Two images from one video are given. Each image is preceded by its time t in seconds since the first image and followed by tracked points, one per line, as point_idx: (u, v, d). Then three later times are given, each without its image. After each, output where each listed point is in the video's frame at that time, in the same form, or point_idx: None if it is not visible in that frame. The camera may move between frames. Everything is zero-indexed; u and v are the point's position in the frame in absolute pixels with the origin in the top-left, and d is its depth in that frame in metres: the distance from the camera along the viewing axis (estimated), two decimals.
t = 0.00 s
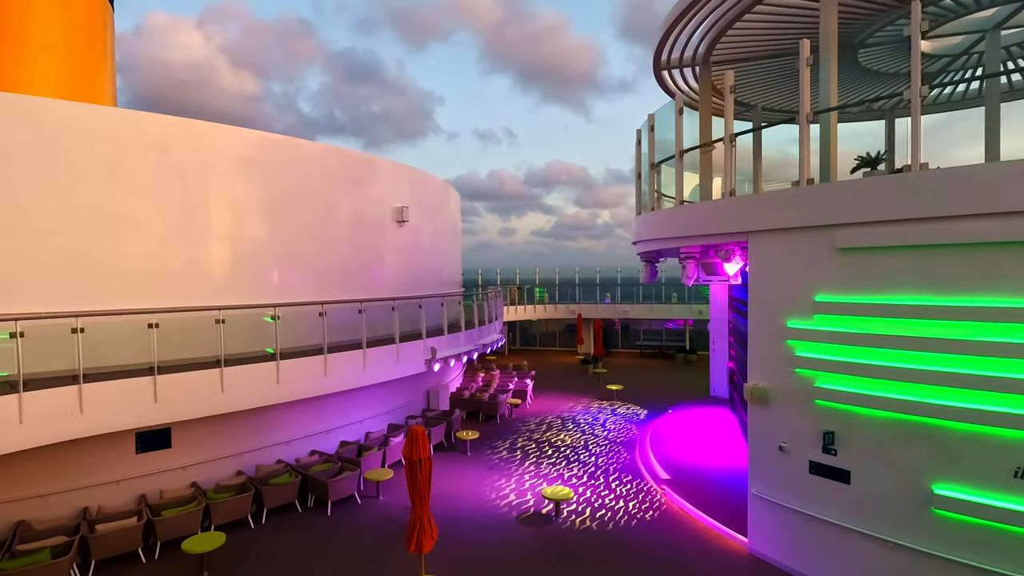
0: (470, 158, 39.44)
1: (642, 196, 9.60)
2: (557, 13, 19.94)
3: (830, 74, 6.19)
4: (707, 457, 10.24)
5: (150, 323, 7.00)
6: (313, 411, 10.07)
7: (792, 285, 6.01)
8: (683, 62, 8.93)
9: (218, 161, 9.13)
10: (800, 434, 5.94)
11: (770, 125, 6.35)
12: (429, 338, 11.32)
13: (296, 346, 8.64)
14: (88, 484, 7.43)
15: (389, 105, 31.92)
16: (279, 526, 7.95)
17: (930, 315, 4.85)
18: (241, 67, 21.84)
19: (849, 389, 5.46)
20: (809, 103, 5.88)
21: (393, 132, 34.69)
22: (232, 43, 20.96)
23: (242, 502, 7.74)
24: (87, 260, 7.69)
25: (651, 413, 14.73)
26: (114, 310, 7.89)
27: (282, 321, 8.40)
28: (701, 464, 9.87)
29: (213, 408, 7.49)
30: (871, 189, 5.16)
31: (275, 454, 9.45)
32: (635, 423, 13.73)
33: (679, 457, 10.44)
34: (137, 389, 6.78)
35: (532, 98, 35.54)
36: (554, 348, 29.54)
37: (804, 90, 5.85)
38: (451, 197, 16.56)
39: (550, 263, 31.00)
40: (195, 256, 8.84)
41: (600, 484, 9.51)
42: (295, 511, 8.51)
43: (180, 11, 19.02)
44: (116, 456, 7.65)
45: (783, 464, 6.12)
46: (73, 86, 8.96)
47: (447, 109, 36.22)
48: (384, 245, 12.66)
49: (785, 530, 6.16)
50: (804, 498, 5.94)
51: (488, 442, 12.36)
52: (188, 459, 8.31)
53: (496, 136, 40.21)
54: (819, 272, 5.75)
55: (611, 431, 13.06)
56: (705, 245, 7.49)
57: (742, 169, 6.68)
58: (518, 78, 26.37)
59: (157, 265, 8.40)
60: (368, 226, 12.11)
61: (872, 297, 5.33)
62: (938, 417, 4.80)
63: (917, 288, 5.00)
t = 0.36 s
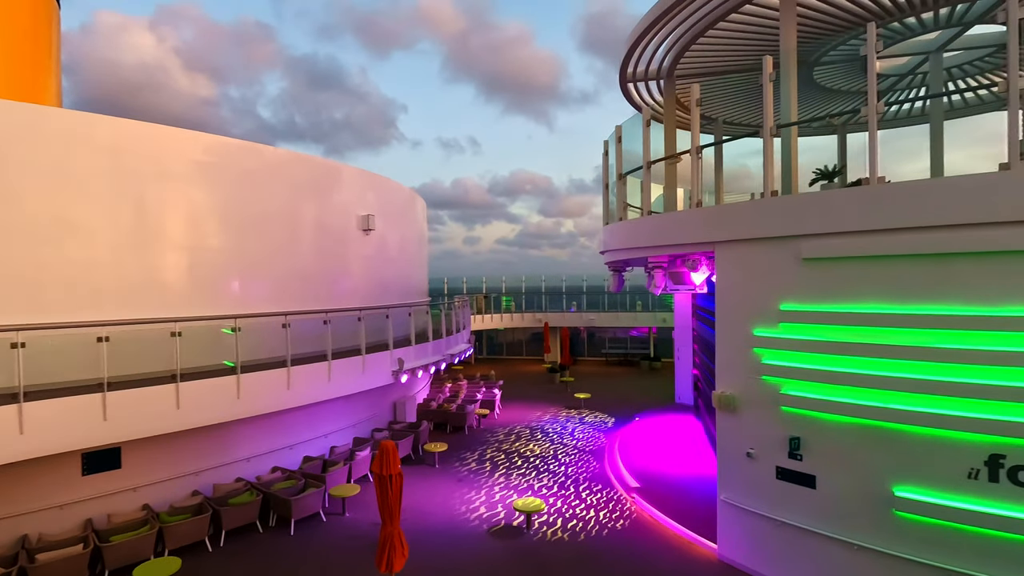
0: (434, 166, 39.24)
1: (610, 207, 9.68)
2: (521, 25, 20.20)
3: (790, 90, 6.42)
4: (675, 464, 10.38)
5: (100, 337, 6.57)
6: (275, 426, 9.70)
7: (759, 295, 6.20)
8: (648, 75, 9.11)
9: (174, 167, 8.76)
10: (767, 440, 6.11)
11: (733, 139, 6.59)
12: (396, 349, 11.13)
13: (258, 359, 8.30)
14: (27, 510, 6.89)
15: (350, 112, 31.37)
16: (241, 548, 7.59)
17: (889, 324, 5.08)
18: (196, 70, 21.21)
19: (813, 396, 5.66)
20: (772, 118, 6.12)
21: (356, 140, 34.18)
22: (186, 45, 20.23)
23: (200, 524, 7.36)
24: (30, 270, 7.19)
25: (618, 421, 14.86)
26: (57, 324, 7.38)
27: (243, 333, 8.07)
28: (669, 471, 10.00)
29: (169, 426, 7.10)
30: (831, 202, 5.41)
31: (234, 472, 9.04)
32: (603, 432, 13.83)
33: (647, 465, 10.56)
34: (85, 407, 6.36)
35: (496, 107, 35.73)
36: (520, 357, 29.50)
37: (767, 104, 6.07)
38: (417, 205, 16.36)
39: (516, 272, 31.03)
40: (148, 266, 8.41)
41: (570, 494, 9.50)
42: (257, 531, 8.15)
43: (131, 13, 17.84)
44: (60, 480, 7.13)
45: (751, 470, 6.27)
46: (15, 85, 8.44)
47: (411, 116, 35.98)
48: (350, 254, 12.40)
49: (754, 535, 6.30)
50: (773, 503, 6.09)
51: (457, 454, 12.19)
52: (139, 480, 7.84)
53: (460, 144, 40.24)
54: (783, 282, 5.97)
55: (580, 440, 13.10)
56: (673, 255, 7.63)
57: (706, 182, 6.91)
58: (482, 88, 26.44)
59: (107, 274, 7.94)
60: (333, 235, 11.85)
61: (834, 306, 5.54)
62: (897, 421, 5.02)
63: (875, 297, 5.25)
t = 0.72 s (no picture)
0: (392, 175, 38.77)
1: (572, 218, 9.74)
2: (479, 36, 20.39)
3: (743, 106, 6.66)
4: (635, 470, 10.53)
5: (34, 353, 6.07)
6: (227, 443, 9.27)
7: (717, 305, 6.43)
8: (608, 89, 9.27)
9: (119, 172, 8.31)
10: (727, 447, 6.31)
11: (692, 152, 6.97)
12: (356, 361, 10.89)
13: (208, 373, 7.89)
14: None
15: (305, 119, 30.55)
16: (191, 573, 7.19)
17: (838, 333, 5.39)
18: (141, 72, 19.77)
19: (769, 402, 5.90)
20: (729, 133, 6.44)
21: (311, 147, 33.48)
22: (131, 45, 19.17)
23: (146, 549, 6.92)
24: None
25: (579, 430, 14.98)
26: None
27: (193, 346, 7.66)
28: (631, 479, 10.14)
29: (110, 446, 6.65)
30: (784, 216, 5.71)
31: (182, 493, 8.56)
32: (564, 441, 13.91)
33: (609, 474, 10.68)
34: (17, 428, 5.87)
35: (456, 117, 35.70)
36: (481, 367, 29.32)
37: (723, 123, 6.33)
38: (376, 214, 16.07)
39: (477, 281, 30.91)
40: (88, 276, 7.89)
41: (534, 505, 9.49)
42: (207, 555, 7.74)
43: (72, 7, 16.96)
44: None
45: (712, 476, 6.46)
46: None
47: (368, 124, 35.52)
48: (307, 263, 12.06)
49: (714, 541, 6.47)
50: (732, 509, 6.30)
51: (418, 467, 11.97)
52: (76, 505, 7.28)
53: (418, 153, 40.03)
54: (740, 293, 6.21)
55: (542, 450, 13.12)
56: (635, 265, 7.74)
57: (665, 196, 7.18)
58: (441, 98, 26.38)
59: (43, 284, 7.39)
60: (290, 243, 11.51)
61: (787, 316, 5.82)
62: (847, 426, 5.32)
63: (825, 306, 5.56)
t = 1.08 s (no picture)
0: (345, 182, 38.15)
1: (528, 228, 9.83)
2: (434, 46, 20.47)
3: (694, 125, 6.97)
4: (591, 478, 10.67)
5: None
6: (168, 462, 8.76)
7: (671, 315, 6.66)
8: (564, 103, 9.41)
9: (50, 174, 7.77)
10: (681, 454, 6.52)
11: (642, 169, 7.15)
12: (308, 374, 10.58)
13: (147, 388, 7.44)
14: None
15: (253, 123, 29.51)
16: None
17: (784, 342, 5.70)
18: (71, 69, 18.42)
19: (721, 410, 6.16)
20: (681, 150, 6.72)
21: (260, 151, 33.18)
22: (63, 41, 17.63)
23: None
24: None
25: (536, 440, 15.03)
26: None
27: (133, 360, 7.26)
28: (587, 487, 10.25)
29: (37, 469, 6.13)
30: (735, 230, 6.03)
31: (117, 517, 8.00)
32: (522, 451, 13.91)
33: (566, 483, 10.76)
34: None
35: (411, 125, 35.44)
36: (437, 378, 28.95)
37: (676, 140, 6.58)
38: (330, 222, 15.73)
39: (433, 291, 30.61)
40: (13, 285, 7.30)
41: (491, 517, 9.44)
42: None
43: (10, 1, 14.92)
44: None
45: (667, 484, 6.65)
46: None
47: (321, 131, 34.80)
48: (256, 272, 11.64)
49: (670, 546, 6.65)
50: (686, 514, 6.49)
51: (373, 482, 11.67)
52: None
53: (372, 161, 39.48)
54: (693, 304, 6.47)
55: (499, 461, 13.07)
56: (592, 276, 7.93)
57: (619, 208, 7.42)
58: (395, 106, 26.17)
59: None
60: (238, 252, 11.08)
61: (737, 326, 6.10)
62: (793, 432, 5.62)
63: (772, 316, 5.87)
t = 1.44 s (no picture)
0: (289, 187, 37.75)
1: (481, 236, 9.86)
2: (384, 52, 20.29)
3: (642, 139, 7.24)
4: (543, 485, 10.73)
5: None
6: (94, 482, 8.13)
7: (621, 323, 6.85)
8: (517, 113, 9.48)
9: None
10: (631, 459, 6.69)
11: (594, 181, 7.37)
12: (251, 386, 10.14)
13: (72, 403, 6.89)
14: None
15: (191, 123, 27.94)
16: None
17: (727, 349, 5.99)
18: None
19: (668, 415, 6.37)
20: (630, 163, 6.97)
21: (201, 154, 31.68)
22: None
23: None
24: None
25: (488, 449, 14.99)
26: None
27: (56, 374, 6.65)
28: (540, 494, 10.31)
29: None
30: (681, 242, 6.31)
31: (35, 544, 7.31)
32: (474, 461, 13.82)
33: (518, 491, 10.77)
34: None
35: (361, 131, 34.79)
36: (387, 388, 28.29)
37: (626, 153, 6.78)
38: (276, 228, 15.21)
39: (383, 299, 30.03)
40: None
41: (443, 529, 9.32)
42: None
43: None
44: None
45: (617, 489, 6.80)
46: None
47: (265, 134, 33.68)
48: (196, 279, 11.07)
49: (620, 551, 6.79)
50: (636, 518, 6.65)
51: (319, 497, 11.28)
52: None
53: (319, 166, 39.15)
54: (642, 312, 6.68)
55: (450, 471, 12.91)
56: (544, 285, 8.04)
57: (571, 217, 7.58)
58: (344, 111, 25.67)
59: None
60: (176, 257, 10.51)
61: (684, 334, 6.35)
62: (736, 435, 5.90)
63: (716, 325, 6.15)
